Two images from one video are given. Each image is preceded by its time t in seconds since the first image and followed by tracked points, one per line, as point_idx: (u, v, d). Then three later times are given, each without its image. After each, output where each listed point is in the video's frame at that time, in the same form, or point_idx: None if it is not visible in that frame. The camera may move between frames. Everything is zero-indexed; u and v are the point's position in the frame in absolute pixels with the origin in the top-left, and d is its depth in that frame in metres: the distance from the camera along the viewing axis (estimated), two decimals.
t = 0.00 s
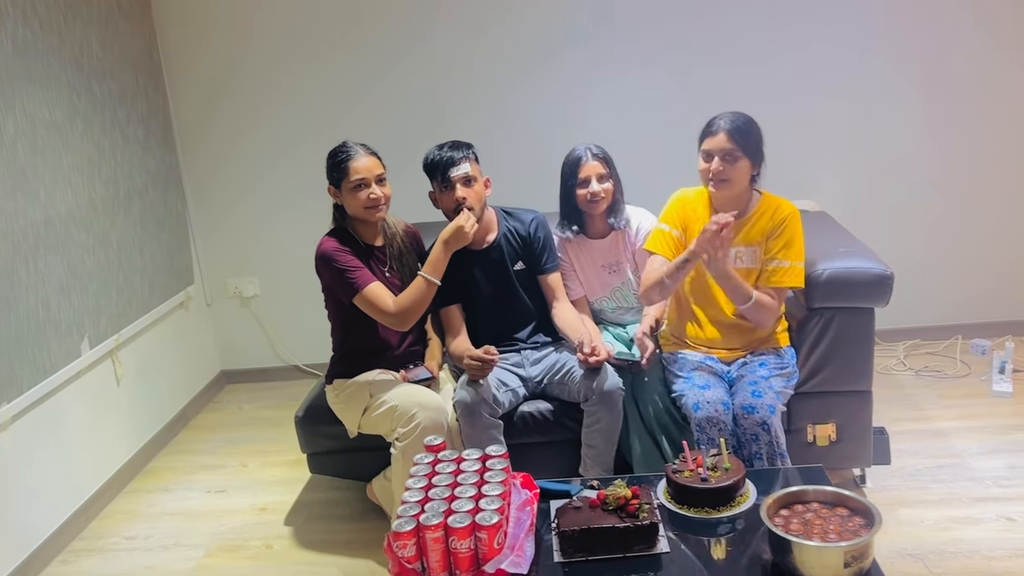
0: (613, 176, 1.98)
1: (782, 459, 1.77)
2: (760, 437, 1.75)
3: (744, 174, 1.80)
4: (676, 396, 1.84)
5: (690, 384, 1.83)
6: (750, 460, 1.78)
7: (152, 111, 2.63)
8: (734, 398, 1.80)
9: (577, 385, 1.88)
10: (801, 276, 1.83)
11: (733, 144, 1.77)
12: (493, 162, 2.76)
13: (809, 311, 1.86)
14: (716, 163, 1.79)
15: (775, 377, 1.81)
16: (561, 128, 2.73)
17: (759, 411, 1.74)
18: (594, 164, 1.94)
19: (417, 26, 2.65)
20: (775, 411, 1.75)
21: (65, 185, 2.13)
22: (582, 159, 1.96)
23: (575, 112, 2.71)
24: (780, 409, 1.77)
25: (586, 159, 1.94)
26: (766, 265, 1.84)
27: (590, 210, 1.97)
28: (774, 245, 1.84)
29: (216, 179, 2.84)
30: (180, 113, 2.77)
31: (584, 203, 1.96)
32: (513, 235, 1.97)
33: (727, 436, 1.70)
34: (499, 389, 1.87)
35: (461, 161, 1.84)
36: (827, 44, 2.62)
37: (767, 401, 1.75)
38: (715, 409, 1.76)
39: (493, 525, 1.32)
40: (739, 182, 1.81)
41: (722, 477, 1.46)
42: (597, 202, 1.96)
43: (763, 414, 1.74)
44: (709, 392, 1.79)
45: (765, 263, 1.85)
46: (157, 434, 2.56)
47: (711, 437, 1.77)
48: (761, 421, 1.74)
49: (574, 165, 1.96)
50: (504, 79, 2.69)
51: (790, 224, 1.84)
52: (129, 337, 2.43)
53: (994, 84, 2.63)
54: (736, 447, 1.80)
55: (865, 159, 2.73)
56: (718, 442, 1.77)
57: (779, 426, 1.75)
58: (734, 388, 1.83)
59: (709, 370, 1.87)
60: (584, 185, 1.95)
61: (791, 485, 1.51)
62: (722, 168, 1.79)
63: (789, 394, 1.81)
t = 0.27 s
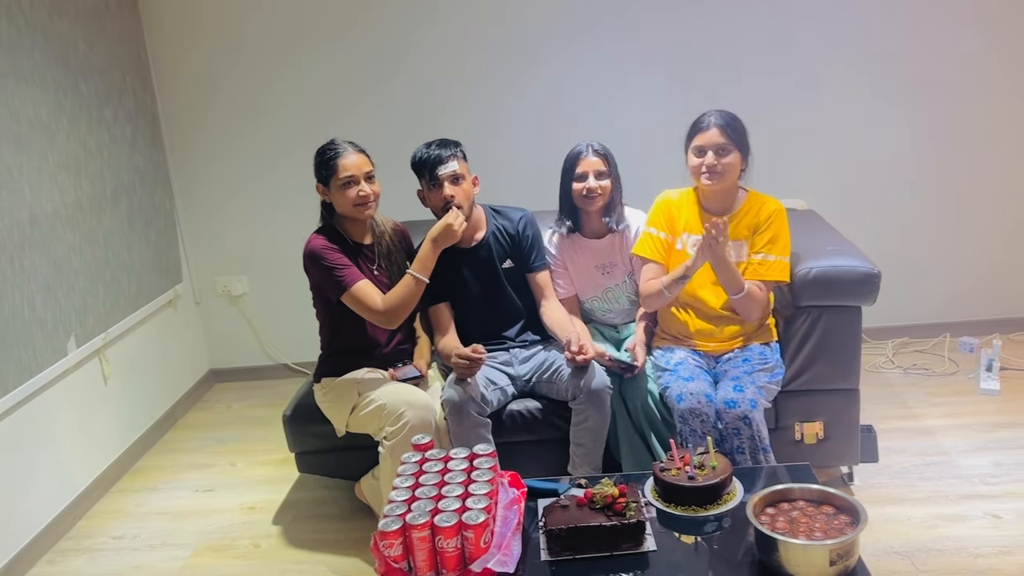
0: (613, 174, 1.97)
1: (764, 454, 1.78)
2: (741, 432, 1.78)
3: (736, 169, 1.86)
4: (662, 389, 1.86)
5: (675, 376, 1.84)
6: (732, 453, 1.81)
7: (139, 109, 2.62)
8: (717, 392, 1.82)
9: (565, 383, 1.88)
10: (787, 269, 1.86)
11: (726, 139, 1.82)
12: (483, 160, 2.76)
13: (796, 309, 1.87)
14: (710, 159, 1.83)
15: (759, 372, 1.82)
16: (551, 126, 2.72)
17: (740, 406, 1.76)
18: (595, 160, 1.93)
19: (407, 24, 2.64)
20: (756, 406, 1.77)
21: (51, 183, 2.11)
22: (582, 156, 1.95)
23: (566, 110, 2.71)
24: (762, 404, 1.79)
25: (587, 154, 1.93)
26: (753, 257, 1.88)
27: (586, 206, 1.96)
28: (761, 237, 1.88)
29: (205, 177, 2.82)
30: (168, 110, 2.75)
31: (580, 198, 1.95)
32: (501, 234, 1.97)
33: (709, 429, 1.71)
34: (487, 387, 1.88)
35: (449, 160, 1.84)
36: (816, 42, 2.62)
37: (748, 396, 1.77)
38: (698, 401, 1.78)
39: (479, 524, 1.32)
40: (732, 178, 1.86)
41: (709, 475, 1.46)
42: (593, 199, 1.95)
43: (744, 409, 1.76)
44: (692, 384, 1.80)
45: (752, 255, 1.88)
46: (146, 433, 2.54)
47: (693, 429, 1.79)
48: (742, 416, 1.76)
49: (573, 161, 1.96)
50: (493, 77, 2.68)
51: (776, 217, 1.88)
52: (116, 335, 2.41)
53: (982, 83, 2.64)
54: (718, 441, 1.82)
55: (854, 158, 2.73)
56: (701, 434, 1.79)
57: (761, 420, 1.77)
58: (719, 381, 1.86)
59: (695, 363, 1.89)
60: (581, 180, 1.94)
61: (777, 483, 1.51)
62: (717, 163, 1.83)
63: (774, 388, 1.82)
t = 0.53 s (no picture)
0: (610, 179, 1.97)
1: (750, 448, 1.79)
2: (728, 425, 1.78)
3: (715, 169, 1.87)
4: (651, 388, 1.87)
5: (662, 371, 1.86)
6: (718, 448, 1.81)
7: (127, 109, 2.60)
8: (704, 387, 1.83)
9: (555, 384, 1.88)
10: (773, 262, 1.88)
11: (704, 139, 1.84)
12: (474, 161, 2.76)
13: (785, 309, 1.87)
14: (691, 158, 1.84)
15: (746, 367, 1.84)
16: (541, 127, 2.72)
17: (725, 399, 1.77)
18: (592, 162, 1.94)
19: (397, 24, 2.63)
20: (742, 399, 1.77)
21: (38, 184, 2.10)
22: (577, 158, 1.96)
23: (556, 111, 2.70)
24: (748, 398, 1.79)
25: (586, 156, 1.94)
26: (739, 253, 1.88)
27: (582, 208, 1.96)
28: (746, 235, 1.87)
29: (194, 178, 2.81)
30: (157, 110, 2.74)
31: (574, 199, 1.96)
32: (490, 235, 1.96)
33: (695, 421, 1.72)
34: (477, 388, 1.87)
35: (438, 162, 1.83)
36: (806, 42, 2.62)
37: (734, 389, 1.78)
38: (685, 394, 1.78)
39: (468, 527, 1.31)
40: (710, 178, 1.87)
41: (698, 476, 1.46)
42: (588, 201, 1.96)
43: (730, 401, 1.76)
44: (679, 378, 1.82)
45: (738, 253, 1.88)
46: (135, 435, 2.53)
47: (680, 422, 1.79)
48: (728, 408, 1.77)
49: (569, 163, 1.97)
50: (483, 78, 2.68)
51: (760, 213, 1.89)
52: (104, 337, 2.40)
53: (972, 83, 2.65)
54: (705, 434, 1.82)
55: (844, 158, 2.74)
56: (688, 429, 1.79)
57: (747, 413, 1.78)
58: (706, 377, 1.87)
59: (683, 359, 1.91)
60: (578, 181, 1.95)
61: (766, 484, 1.52)
62: (698, 162, 1.84)
63: (761, 384, 1.84)
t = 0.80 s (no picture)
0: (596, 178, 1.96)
1: (742, 443, 1.79)
2: (718, 419, 1.78)
3: (688, 175, 1.86)
4: (642, 387, 1.87)
5: (654, 368, 1.87)
6: (711, 443, 1.81)
7: (117, 112, 2.59)
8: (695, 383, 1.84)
9: (546, 387, 1.88)
10: (755, 263, 1.88)
11: (674, 145, 1.84)
12: (466, 164, 2.75)
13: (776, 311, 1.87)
14: (662, 165, 1.84)
15: (737, 363, 1.84)
16: (534, 129, 2.72)
17: (715, 393, 1.78)
18: (580, 161, 1.94)
19: (388, 27, 2.63)
20: (732, 394, 1.78)
21: (27, 189, 2.09)
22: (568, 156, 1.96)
23: (548, 113, 2.70)
24: (739, 393, 1.79)
25: (575, 155, 1.94)
26: (719, 255, 1.87)
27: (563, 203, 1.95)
28: (724, 236, 1.87)
29: (185, 181, 2.80)
30: (147, 113, 2.73)
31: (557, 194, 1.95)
32: (480, 236, 1.96)
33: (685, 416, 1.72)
34: (468, 392, 1.87)
35: (429, 162, 1.82)
36: (796, 44, 2.63)
37: (724, 383, 1.79)
38: (675, 389, 1.79)
39: (459, 531, 1.31)
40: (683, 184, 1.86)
41: (690, 479, 1.46)
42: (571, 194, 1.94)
43: (720, 396, 1.77)
44: (670, 374, 1.84)
45: (717, 255, 1.88)
46: (125, 439, 2.52)
47: (671, 417, 1.80)
48: (718, 403, 1.77)
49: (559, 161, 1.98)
50: (475, 80, 2.68)
51: (737, 214, 1.88)
52: (94, 342, 2.38)
53: (962, 85, 2.66)
54: (696, 430, 1.82)
55: (835, 160, 2.75)
56: (679, 423, 1.80)
57: (737, 408, 1.78)
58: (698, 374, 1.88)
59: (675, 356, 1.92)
60: (562, 174, 1.95)
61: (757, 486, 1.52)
62: (669, 168, 1.84)
63: (752, 381, 1.84)
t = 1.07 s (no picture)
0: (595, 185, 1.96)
1: (734, 446, 1.78)
2: (709, 422, 1.78)
3: (668, 181, 1.87)
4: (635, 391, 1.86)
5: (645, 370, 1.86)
6: (702, 445, 1.80)
7: (109, 116, 2.58)
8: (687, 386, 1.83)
9: (541, 391, 1.87)
10: (744, 271, 1.88)
11: (649, 154, 1.86)
12: (459, 167, 2.75)
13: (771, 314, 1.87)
14: (640, 174, 1.85)
15: (729, 366, 1.83)
16: (528, 132, 2.72)
17: (707, 396, 1.77)
18: (579, 166, 1.94)
19: (381, 30, 2.62)
20: (723, 397, 1.78)
21: (18, 194, 2.07)
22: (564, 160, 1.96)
23: (542, 116, 2.70)
24: (730, 396, 1.79)
25: (572, 160, 1.94)
26: (708, 266, 1.87)
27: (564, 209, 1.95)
28: (712, 246, 1.87)
29: (178, 185, 2.79)
30: (140, 116, 2.71)
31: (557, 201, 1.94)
32: (476, 236, 1.96)
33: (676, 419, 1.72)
34: (463, 396, 1.86)
35: (432, 155, 1.84)
36: (790, 46, 2.63)
37: (715, 387, 1.78)
38: (667, 391, 1.79)
39: (454, 537, 1.30)
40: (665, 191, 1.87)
41: (685, 483, 1.46)
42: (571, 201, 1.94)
43: (711, 399, 1.77)
44: (662, 375, 1.83)
45: (707, 266, 1.88)
46: (118, 445, 2.50)
47: (662, 419, 1.79)
48: (709, 406, 1.77)
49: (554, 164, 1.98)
50: (469, 83, 2.67)
51: (724, 223, 1.88)
52: (86, 346, 2.37)
53: (955, 87, 2.67)
54: (688, 434, 1.82)
55: (829, 162, 2.75)
56: (670, 424, 1.79)
57: (729, 411, 1.78)
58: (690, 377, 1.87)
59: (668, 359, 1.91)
60: (561, 182, 1.94)
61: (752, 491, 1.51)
62: (648, 177, 1.85)
63: (745, 384, 1.83)
